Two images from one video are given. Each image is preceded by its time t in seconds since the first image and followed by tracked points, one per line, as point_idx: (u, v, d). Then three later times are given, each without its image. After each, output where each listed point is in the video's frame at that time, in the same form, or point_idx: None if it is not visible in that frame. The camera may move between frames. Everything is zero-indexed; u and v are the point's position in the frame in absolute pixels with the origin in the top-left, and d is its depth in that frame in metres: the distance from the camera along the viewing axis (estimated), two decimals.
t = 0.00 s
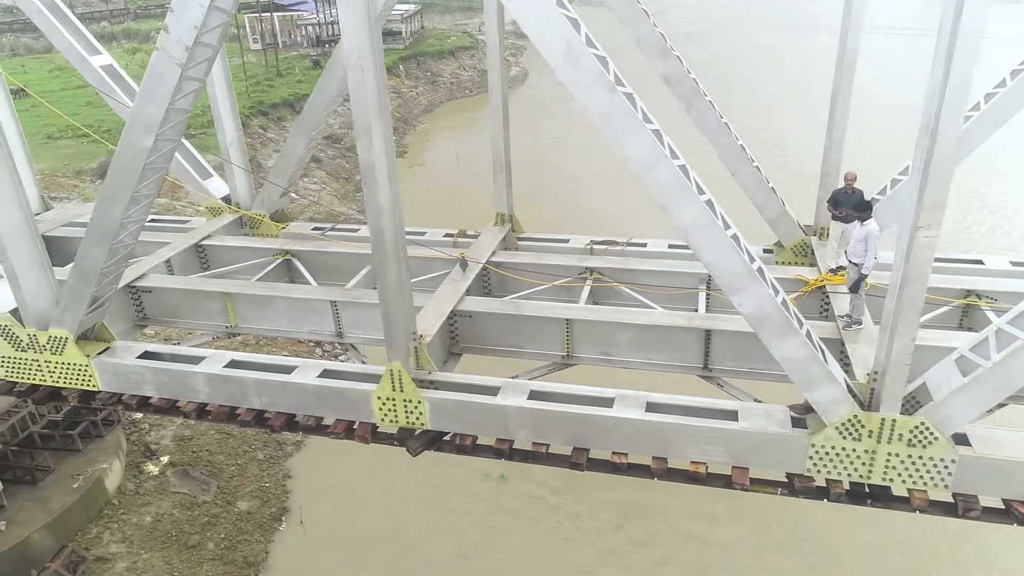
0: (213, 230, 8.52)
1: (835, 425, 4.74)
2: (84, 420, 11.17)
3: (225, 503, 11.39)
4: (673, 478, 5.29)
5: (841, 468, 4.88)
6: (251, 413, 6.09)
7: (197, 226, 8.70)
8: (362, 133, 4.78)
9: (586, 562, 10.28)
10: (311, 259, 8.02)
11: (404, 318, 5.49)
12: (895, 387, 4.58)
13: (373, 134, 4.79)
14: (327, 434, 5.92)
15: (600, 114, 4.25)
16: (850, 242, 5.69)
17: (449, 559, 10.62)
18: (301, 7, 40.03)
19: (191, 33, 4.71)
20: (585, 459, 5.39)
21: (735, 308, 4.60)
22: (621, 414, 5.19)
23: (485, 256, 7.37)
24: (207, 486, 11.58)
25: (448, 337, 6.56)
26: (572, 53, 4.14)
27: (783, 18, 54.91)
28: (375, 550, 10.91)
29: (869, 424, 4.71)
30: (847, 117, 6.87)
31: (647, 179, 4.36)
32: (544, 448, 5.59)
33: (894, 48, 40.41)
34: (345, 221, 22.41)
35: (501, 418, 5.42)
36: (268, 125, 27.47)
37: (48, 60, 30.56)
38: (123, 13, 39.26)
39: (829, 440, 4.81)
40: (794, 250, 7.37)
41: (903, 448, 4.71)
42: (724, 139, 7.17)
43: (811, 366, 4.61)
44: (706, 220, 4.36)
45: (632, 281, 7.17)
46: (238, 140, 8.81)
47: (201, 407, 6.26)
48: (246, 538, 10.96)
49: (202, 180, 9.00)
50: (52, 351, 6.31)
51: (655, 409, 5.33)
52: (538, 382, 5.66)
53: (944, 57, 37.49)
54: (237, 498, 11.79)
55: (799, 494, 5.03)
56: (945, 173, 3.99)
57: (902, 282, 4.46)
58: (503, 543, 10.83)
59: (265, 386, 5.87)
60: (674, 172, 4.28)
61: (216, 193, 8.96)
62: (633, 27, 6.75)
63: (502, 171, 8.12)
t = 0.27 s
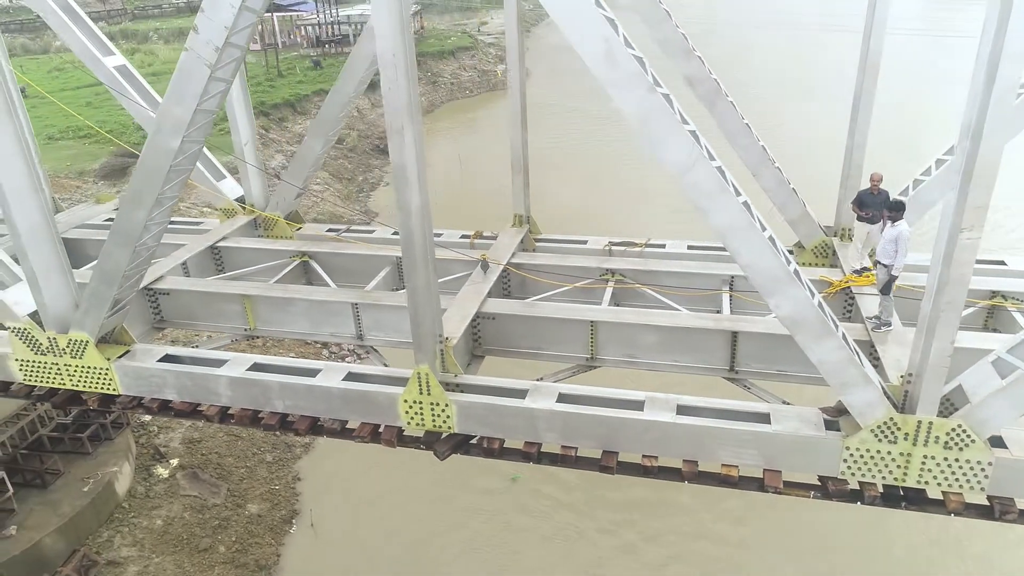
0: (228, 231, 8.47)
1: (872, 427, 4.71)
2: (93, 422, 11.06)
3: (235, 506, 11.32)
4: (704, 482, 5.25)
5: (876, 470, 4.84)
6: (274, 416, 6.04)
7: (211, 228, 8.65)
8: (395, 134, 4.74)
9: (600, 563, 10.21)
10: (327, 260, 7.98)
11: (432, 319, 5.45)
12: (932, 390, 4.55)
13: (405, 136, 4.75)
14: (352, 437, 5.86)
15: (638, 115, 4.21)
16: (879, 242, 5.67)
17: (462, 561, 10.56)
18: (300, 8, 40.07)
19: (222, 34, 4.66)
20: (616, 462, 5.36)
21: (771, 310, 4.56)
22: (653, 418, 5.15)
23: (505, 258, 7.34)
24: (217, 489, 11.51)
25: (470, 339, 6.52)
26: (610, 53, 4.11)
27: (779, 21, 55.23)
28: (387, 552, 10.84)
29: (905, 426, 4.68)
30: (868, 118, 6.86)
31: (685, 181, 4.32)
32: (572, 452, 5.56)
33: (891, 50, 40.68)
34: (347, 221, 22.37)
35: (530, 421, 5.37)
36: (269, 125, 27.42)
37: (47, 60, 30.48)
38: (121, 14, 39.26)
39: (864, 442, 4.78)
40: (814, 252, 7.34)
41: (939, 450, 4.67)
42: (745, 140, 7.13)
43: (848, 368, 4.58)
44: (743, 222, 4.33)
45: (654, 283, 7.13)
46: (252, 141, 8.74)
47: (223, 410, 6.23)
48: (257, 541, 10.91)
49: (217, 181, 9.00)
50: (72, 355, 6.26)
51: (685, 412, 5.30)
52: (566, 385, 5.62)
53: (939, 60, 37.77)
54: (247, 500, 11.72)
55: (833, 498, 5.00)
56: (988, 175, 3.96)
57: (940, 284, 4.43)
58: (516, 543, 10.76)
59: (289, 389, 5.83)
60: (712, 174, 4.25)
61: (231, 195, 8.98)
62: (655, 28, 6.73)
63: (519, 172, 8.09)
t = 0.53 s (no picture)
0: (225, 236, 8.36)
1: (887, 424, 4.76)
2: (84, 431, 10.85)
3: (230, 513, 11.16)
4: (719, 481, 5.26)
5: (890, 466, 4.88)
6: (282, 422, 5.95)
7: (207, 232, 8.54)
8: (410, 135, 4.70)
9: (602, 563, 10.19)
10: (328, 263, 7.90)
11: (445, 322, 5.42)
12: (945, 386, 4.61)
13: (420, 138, 4.72)
14: (362, 442, 5.80)
15: (658, 117, 4.22)
16: (887, 241, 5.73)
17: (462, 563, 10.49)
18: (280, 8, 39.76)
19: (233, 35, 4.60)
20: (630, 462, 5.35)
21: (788, 309, 4.59)
22: (668, 417, 5.16)
23: (510, 260, 7.33)
24: (211, 496, 11.34)
25: (478, 341, 6.49)
26: (631, 55, 4.11)
27: (757, 22, 55.77)
28: (386, 556, 10.74)
29: (919, 422, 4.73)
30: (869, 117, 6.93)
31: (704, 181, 4.34)
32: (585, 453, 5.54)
33: (868, 51, 41.27)
34: (332, 223, 22.20)
35: (544, 423, 5.35)
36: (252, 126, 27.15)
37: (22, 61, 29.95)
38: (98, 14, 38.69)
39: (879, 438, 4.81)
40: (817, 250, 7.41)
41: (953, 446, 4.72)
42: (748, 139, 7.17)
43: (864, 366, 4.62)
44: (762, 223, 4.35)
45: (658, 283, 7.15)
46: (248, 144, 8.64)
47: (230, 417, 6.10)
48: (254, 548, 10.76)
49: (212, 184, 8.88)
50: (72, 363, 6.13)
51: (699, 411, 5.31)
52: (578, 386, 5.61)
53: (915, 60, 38.36)
54: (242, 507, 11.57)
55: (848, 494, 5.03)
56: (1005, 172, 4.02)
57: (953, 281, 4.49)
58: (516, 545, 10.72)
59: (298, 394, 5.76)
60: (731, 175, 4.27)
61: (227, 198, 8.80)
62: (660, 31, 6.80)
63: (521, 173, 8.07)
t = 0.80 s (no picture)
0: (201, 242, 8.19)
1: (876, 413, 4.88)
2: (52, 446, 10.46)
3: (207, 525, 10.87)
4: (713, 475, 5.34)
5: (879, 455, 5.00)
6: (272, 431, 5.85)
7: (182, 239, 8.35)
8: (404, 138, 4.68)
9: (587, 560, 10.22)
10: (309, 268, 7.80)
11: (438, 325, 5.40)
12: (931, 375, 4.76)
13: (413, 140, 4.70)
14: (355, 448, 5.74)
15: (654, 117, 4.27)
16: (868, 235, 5.92)
17: (446, 567, 10.39)
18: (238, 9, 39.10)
19: (220, 38, 4.53)
20: (626, 460, 5.39)
21: (781, 304, 4.69)
22: (663, 414, 5.22)
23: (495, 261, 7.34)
24: (186, 509, 11.04)
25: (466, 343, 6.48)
26: (627, 56, 4.15)
27: (714, 22, 56.70)
28: (369, 563, 10.59)
29: (907, 411, 4.86)
30: (843, 114, 7.12)
31: (699, 180, 4.40)
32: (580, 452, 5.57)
33: (823, 51, 42.29)
34: (298, 226, 21.91)
35: (540, 423, 5.36)
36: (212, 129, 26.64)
37: None
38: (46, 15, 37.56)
39: (868, 428, 4.93)
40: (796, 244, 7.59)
41: (939, 433, 4.86)
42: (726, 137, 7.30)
43: (855, 358, 4.76)
44: (755, 221, 4.43)
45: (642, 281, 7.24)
46: (222, 148, 8.50)
47: (217, 428, 5.97)
48: (232, 560, 10.50)
49: (185, 190, 8.70)
50: (49, 377, 5.94)
51: (692, 407, 5.38)
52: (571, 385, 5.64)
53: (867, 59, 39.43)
54: (218, 519, 11.29)
55: (838, 483, 5.14)
56: (988, 166, 4.18)
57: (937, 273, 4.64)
58: (500, 545, 10.66)
59: (288, 402, 5.66)
60: (726, 173, 4.33)
61: (200, 203, 8.68)
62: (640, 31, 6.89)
63: (502, 174, 8.08)
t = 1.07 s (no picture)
0: (139, 258, 7.85)
1: (831, 395, 5.12)
2: None
3: (150, 552, 10.31)
4: (681, 465, 5.48)
5: (835, 435, 5.25)
6: (232, 449, 5.66)
7: (116, 255, 7.98)
8: (367, 143, 4.64)
9: (547, 556, 10.27)
10: (256, 280, 7.58)
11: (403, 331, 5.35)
12: (880, 356, 5.03)
13: (376, 145, 4.66)
14: (321, 461, 5.61)
15: (618, 117, 4.38)
16: (812, 226, 6.21)
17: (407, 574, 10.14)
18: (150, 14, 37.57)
19: (169, 44, 4.39)
20: (596, 455, 5.47)
21: (741, 296, 4.86)
22: (631, 408, 5.32)
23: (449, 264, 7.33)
24: (127, 537, 10.47)
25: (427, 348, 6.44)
26: (590, 57, 4.24)
27: (634, 24, 57.97)
28: None
29: (860, 391, 5.11)
30: (778, 110, 7.44)
31: (661, 178, 4.52)
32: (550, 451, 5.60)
33: (739, 51, 43.86)
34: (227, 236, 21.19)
35: (510, 424, 5.37)
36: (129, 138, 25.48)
37: None
38: None
39: (824, 410, 5.17)
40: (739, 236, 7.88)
41: (889, 410, 5.14)
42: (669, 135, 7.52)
43: (811, 344, 4.98)
44: (716, 216, 4.58)
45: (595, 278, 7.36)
46: (156, 159, 8.18)
47: (172, 449, 5.73)
48: None
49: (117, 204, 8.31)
50: None
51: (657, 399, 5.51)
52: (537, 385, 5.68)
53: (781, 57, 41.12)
54: (163, 544, 10.71)
55: (799, 464, 5.36)
56: (928, 156, 4.47)
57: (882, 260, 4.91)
58: (459, 546, 10.49)
59: (248, 418, 5.49)
60: (687, 171, 4.47)
61: (133, 216, 8.29)
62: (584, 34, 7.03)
63: (451, 176, 8.07)
